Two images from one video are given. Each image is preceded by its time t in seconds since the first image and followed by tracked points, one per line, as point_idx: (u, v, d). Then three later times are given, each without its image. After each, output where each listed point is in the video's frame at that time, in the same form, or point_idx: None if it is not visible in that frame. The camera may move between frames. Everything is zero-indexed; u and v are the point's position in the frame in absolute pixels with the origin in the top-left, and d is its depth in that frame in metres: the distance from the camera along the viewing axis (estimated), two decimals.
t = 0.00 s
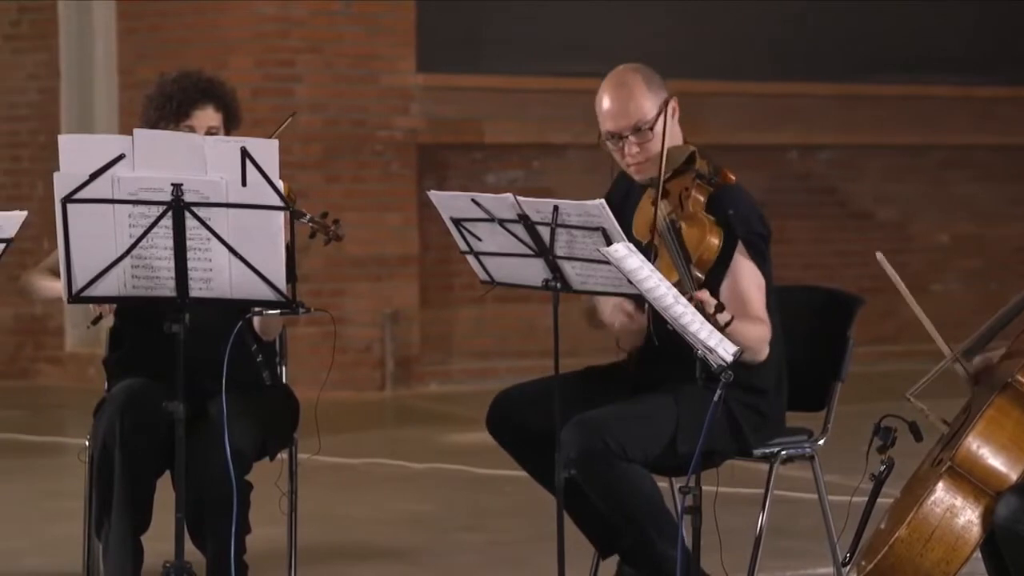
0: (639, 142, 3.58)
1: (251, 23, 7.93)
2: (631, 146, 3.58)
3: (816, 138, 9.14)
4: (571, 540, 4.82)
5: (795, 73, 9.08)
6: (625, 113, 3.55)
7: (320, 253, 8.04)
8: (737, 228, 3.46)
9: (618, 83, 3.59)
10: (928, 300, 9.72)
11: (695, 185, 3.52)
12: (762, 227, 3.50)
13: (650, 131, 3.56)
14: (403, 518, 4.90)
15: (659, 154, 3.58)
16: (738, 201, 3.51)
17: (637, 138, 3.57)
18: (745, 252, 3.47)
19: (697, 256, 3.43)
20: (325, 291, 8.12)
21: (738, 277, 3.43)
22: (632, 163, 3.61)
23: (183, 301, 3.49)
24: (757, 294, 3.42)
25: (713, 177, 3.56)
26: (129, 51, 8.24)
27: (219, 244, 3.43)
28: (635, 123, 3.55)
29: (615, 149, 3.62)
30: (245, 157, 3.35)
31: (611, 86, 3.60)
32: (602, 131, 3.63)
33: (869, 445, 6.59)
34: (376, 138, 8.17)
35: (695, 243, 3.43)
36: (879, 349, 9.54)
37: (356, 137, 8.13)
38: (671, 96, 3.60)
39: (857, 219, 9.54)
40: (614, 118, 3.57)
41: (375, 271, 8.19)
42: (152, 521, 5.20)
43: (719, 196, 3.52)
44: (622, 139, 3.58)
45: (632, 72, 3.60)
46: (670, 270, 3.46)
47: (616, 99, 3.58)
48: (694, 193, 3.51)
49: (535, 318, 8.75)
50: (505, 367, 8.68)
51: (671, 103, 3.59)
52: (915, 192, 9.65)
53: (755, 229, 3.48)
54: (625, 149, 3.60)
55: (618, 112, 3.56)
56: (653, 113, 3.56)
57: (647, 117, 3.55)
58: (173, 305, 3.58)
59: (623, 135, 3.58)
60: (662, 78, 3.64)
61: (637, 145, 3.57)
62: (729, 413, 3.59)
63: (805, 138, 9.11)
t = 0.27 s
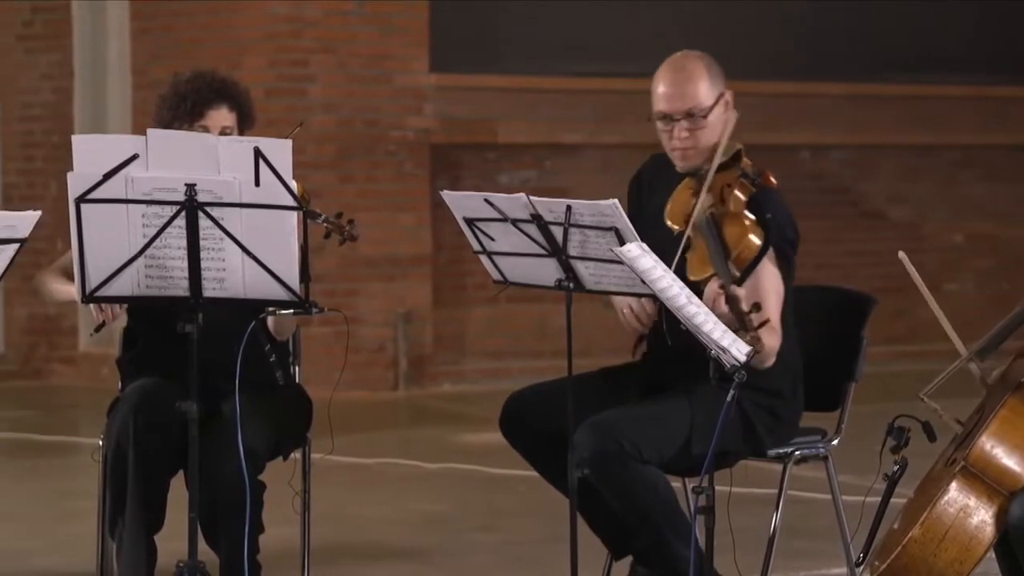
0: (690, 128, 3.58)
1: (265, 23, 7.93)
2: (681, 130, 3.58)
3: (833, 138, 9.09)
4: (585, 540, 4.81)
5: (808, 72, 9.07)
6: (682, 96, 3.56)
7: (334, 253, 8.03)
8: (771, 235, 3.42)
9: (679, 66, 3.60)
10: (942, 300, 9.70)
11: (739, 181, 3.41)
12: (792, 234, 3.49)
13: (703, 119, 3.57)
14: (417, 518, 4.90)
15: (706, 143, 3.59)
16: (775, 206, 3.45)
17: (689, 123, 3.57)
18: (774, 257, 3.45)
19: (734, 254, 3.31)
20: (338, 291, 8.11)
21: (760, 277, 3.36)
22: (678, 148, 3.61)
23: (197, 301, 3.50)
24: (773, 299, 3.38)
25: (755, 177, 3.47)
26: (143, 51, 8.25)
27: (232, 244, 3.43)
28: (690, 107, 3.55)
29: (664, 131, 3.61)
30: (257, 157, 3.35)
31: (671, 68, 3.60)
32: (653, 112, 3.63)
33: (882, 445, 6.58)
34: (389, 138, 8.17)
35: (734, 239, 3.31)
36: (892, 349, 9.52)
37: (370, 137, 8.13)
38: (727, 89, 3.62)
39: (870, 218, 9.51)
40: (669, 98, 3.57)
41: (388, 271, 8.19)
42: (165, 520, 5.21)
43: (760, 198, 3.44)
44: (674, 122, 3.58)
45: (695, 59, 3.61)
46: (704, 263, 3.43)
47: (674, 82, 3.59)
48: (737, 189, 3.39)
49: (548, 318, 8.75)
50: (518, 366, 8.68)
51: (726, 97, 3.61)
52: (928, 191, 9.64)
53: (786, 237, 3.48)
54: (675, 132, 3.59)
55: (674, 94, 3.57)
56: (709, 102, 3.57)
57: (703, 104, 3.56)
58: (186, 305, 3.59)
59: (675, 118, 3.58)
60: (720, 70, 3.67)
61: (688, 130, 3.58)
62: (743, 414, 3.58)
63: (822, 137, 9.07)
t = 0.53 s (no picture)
0: (728, 121, 3.65)
1: (279, 23, 7.91)
2: (720, 123, 3.65)
3: (847, 138, 9.08)
4: (600, 540, 4.81)
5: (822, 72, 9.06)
6: (725, 89, 3.63)
7: (348, 253, 8.03)
8: (805, 231, 3.49)
9: (724, 61, 3.67)
10: (957, 300, 9.68)
11: (775, 178, 3.39)
12: (825, 237, 3.54)
13: (743, 114, 3.64)
14: (433, 518, 4.90)
15: (743, 138, 3.66)
16: (809, 206, 3.55)
17: (728, 117, 3.64)
18: (807, 256, 3.49)
19: (768, 246, 3.31)
20: (352, 291, 8.10)
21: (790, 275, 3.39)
22: (715, 140, 3.67)
23: (212, 301, 3.50)
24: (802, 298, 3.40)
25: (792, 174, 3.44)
26: (158, 51, 8.27)
27: (247, 244, 3.43)
28: (732, 100, 3.62)
29: (703, 122, 3.68)
30: (273, 158, 3.36)
31: (716, 63, 3.68)
32: (693, 103, 3.70)
33: (897, 445, 6.57)
34: (403, 138, 8.17)
35: (769, 233, 3.31)
36: (907, 349, 9.50)
37: (384, 137, 8.13)
38: (768, 88, 3.69)
39: (887, 219, 9.47)
40: (711, 90, 3.64)
41: (402, 271, 8.19)
42: (180, 519, 5.22)
43: (794, 197, 3.54)
44: (714, 114, 3.65)
45: (740, 56, 3.69)
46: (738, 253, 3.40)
47: (718, 76, 3.66)
48: (773, 185, 3.37)
49: (562, 318, 8.75)
50: (532, 367, 8.68)
51: (767, 96, 3.68)
52: (943, 191, 9.62)
53: (819, 239, 3.53)
54: (714, 124, 3.66)
55: (718, 87, 3.64)
56: (750, 98, 3.64)
57: (745, 99, 3.63)
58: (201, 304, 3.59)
59: (715, 110, 3.64)
60: (763, 68, 3.74)
61: (727, 124, 3.64)
62: (759, 413, 3.58)
63: (837, 137, 9.05)
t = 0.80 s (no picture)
0: (736, 116, 3.65)
1: (293, 23, 7.91)
2: (728, 117, 3.65)
3: (859, 139, 9.09)
4: (613, 540, 4.81)
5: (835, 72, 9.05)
6: (732, 84, 3.62)
7: (361, 254, 8.04)
8: (815, 222, 3.48)
9: (732, 57, 3.67)
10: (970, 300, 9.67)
11: (786, 166, 3.40)
12: (837, 226, 3.53)
13: (750, 108, 3.63)
14: (446, 518, 4.90)
15: (751, 133, 3.65)
16: (821, 195, 3.54)
17: (736, 111, 3.64)
18: (814, 245, 3.49)
19: (773, 223, 3.28)
20: (365, 291, 8.10)
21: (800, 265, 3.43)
22: (724, 135, 3.67)
23: (225, 301, 3.51)
24: (811, 289, 3.42)
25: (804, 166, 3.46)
26: (172, 51, 8.28)
27: (260, 244, 3.44)
28: (739, 95, 3.62)
29: (712, 117, 3.68)
30: (285, 158, 3.36)
31: (724, 58, 3.67)
32: (703, 99, 3.70)
33: (910, 445, 6.56)
34: (416, 138, 8.17)
35: (775, 211, 3.29)
36: (919, 350, 9.49)
37: (397, 137, 8.13)
38: (777, 83, 3.68)
39: (899, 219, 9.47)
40: (718, 85, 3.64)
41: (415, 271, 8.20)
42: (193, 518, 5.24)
43: (805, 186, 3.54)
44: (722, 109, 3.65)
45: (749, 51, 3.69)
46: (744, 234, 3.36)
47: (726, 70, 3.65)
48: (784, 172, 3.38)
49: (574, 317, 8.75)
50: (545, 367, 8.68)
51: (776, 91, 3.67)
52: (956, 191, 9.61)
53: (832, 228, 3.51)
54: (722, 118, 3.66)
55: (725, 81, 3.63)
56: (758, 92, 3.63)
57: (752, 93, 3.62)
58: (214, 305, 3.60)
59: (723, 105, 3.64)
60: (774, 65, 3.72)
61: (734, 118, 3.64)
62: (772, 412, 3.58)
63: (849, 137, 9.06)
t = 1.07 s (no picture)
0: (751, 113, 3.64)
1: (305, 23, 7.91)
2: (743, 114, 3.65)
3: (871, 137, 9.06)
4: (625, 539, 4.81)
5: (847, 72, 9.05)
6: (746, 81, 3.62)
7: (373, 253, 8.04)
8: (826, 219, 3.47)
9: (748, 54, 3.67)
10: (981, 300, 9.67)
11: (798, 163, 3.40)
12: (848, 225, 3.53)
13: (764, 105, 3.63)
14: (459, 518, 4.91)
15: (766, 130, 3.64)
16: (833, 192, 3.52)
17: (750, 108, 3.63)
18: (825, 242, 3.49)
19: (782, 218, 3.32)
20: (376, 291, 8.10)
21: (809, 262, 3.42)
22: (739, 132, 3.67)
23: (237, 301, 3.51)
24: (818, 286, 3.42)
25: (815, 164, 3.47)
26: (184, 51, 8.29)
27: (272, 244, 3.45)
28: (753, 92, 3.61)
29: (726, 115, 3.68)
30: (298, 158, 3.37)
31: (740, 56, 3.67)
32: (717, 97, 3.70)
33: (922, 445, 6.56)
34: (427, 138, 8.18)
35: (784, 205, 3.33)
36: (930, 350, 9.48)
37: (409, 137, 8.13)
38: (793, 81, 3.67)
39: (910, 218, 9.48)
40: (733, 83, 3.64)
41: (426, 271, 8.20)
42: (205, 518, 5.25)
43: (817, 182, 3.52)
44: (736, 106, 3.65)
45: (765, 50, 3.69)
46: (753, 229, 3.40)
47: (741, 68, 3.66)
48: (795, 169, 3.38)
49: (585, 317, 8.76)
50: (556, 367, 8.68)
51: (792, 89, 3.66)
52: (967, 191, 9.62)
53: (842, 225, 3.52)
54: (736, 115, 3.66)
55: (740, 78, 3.63)
56: (772, 90, 3.63)
57: (767, 90, 3.62)
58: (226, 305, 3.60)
59: (738, 102, 3.64)
60: (788, 64, 3.73)
61: (748, 115, 3.64)
62: (784, 411, 3.60)
63: (861, 136, 9.05)
